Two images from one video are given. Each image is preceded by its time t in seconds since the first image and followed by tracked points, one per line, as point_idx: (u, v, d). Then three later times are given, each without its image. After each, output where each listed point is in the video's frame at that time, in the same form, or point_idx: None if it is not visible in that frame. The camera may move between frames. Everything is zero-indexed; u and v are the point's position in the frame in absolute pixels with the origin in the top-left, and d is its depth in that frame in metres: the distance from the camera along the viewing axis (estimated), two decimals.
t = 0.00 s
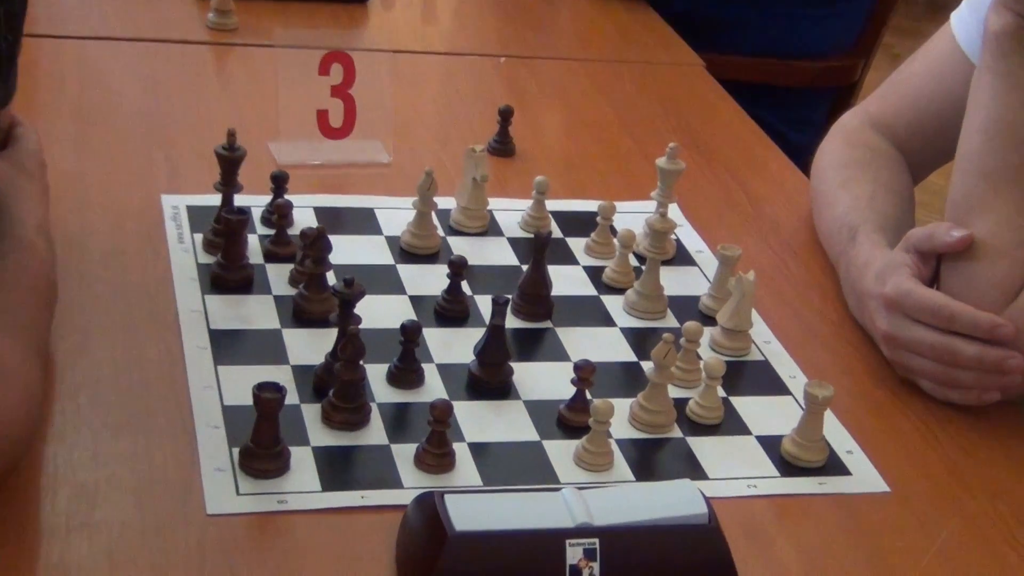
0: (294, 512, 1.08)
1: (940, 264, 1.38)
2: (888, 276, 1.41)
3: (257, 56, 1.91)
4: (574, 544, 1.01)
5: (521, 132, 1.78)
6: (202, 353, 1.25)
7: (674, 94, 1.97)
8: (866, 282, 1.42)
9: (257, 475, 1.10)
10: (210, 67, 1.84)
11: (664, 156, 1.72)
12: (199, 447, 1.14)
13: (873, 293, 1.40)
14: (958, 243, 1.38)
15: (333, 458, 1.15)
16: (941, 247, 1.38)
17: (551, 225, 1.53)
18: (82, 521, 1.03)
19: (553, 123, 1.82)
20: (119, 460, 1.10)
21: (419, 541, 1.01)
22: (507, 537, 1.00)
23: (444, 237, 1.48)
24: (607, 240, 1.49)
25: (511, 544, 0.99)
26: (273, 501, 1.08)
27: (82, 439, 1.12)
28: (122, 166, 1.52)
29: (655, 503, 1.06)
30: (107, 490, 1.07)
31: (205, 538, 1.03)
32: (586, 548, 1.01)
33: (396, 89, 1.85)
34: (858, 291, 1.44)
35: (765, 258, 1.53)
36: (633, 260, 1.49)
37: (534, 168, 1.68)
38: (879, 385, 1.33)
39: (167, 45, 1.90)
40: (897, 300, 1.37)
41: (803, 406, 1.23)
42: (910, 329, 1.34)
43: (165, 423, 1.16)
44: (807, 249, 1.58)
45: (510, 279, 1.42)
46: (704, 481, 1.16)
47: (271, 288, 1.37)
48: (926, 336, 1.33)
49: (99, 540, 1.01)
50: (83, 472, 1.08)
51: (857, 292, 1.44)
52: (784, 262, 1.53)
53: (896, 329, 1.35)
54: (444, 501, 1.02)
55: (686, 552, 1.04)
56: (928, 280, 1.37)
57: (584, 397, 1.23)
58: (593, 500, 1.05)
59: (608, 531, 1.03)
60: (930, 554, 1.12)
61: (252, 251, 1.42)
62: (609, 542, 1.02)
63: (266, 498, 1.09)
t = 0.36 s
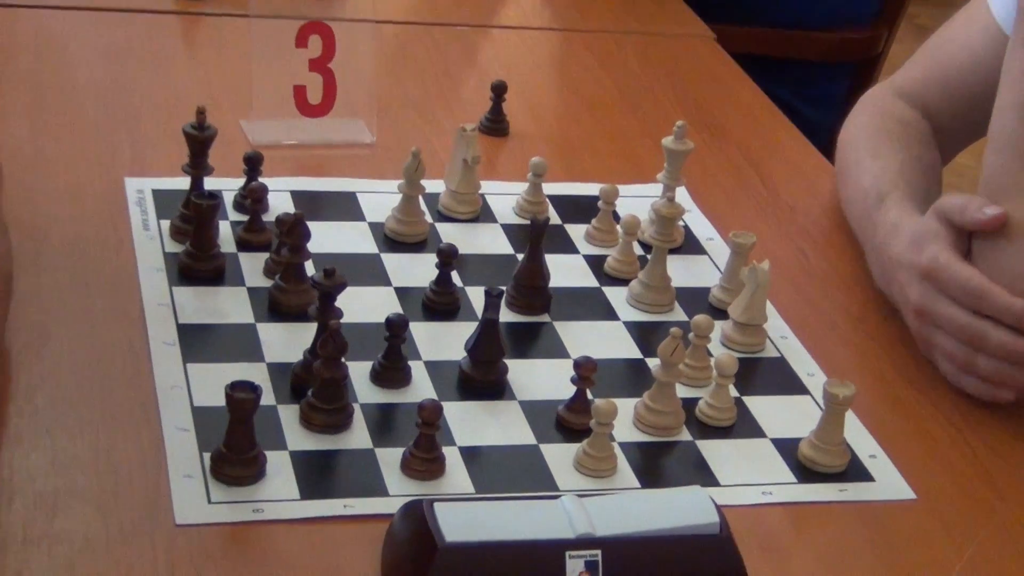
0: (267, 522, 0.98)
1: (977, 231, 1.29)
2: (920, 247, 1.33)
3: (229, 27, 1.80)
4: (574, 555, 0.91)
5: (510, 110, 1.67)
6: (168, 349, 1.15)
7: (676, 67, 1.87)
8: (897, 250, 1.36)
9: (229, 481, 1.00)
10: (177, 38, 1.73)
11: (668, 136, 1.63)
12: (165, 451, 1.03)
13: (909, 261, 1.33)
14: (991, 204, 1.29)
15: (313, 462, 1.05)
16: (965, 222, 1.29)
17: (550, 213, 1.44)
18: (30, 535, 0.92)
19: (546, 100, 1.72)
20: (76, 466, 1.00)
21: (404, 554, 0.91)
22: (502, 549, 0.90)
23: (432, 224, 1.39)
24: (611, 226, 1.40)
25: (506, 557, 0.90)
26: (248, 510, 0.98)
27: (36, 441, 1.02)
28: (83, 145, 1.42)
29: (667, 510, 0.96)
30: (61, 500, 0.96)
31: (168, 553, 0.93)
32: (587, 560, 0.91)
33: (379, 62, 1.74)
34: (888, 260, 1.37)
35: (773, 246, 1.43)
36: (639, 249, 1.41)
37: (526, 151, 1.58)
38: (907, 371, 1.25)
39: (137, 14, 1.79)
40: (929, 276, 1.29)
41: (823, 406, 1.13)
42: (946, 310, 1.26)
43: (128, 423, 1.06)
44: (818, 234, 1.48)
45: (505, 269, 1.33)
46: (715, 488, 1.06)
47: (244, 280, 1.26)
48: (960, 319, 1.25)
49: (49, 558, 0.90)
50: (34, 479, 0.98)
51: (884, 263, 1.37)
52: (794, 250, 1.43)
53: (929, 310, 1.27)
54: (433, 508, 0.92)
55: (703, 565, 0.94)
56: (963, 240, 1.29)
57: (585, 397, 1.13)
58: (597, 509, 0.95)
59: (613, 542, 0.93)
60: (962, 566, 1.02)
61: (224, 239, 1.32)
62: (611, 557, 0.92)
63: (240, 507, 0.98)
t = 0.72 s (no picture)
0: (254, 522, 0.92)
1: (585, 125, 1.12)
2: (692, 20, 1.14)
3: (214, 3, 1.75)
4: (576, 554, 0.85)
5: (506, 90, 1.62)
6: (152, 342, 1.09)
7: (676, 44, 1.81)
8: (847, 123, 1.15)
9: (216, 478, 0.95)
10: (161, 17, 1.67)
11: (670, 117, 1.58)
12: (149, 447, 0.98)
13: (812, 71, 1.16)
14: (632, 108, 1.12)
15: (303, 457, 0.99)
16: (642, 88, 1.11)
17: (549, 197, 1.39)
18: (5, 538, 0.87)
19: (543, 80, 1.66)
20: (54, 463, 0.95)
21: (398, 554, 0.85)
22: (500, 547, 0.83)
23: (427, 210, 1.34)
24: (612, 211, 1.36)
25: (504, 555, 0.83)
26: (235, 508, 0.93)
27: (12, 438, 0.96)
28: (62, 127, 1.36)
29: (676, 505, 0.89)
30: (38, 499, 0.91)
31: (150, 556, 0.87)
32: (591, 560, 0.85)
33: (371, 40, 1.69)
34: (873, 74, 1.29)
35: (780, 231, 1.39)
36: (642, 234, 1.37)
37: (522, 134, 1.52)
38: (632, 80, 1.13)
39: None
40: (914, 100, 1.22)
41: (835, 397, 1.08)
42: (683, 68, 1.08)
43: (108, 416, 1.01)
44: (826, 219, 1.43)
45: (501, 255, 1.28)
46: (724, 484, 1.01)
47: (231, 268, 1.21)
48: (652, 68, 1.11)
49: (24, 562, 0.85)
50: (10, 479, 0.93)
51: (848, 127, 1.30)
52: (801, 237, 1.39)
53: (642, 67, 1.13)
54: (428, 505, 0.86)
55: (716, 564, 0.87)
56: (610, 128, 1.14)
57: (587, 390, 1.08)
58: (602, 506, 0.89)
59: (619, 540, 0.86)
60: (986, 560, 0.97)
61: (210, 225, 1.27)
62: (617, 553, 0.86)
63: (227, 505, 0.93)
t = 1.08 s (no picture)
0: (259, 514, 0.93)
1: (457, 92, 0.54)
2: None
3: None
4: (579, 546, 0.85)
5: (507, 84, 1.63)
6: (155, 335, 1.10)
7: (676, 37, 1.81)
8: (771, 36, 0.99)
9: (220, 471, 0.95)
10: (163, 11, 1.68)
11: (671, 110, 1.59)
12: (152, 440, 0.98)
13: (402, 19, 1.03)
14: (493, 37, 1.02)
15: (306, 450, 1.00)
16: (472, 70, 0.53)
17: (550, 190, 1.40)
18: (11, 531, 0.87)
19: (543, 73, 1.66)
20: (58, 457, 0.95)
21: (400, 547, 0.85)
22: (503, 540, 0.83)
23: (428, 204, 1.34)
24: (613, 204, 1.36)
25: (506, 548, 0.83)
26: (239, 501, 0.93)
27: (16, 432, 0.97)
28: (64, 122, 1.37)
29: (679, 500, 0.90)
30: (43, 492, 0.92)
31: (155, 547, 0.88)
32: (593, 551, 0.85)
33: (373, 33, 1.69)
34: None
35: (780, 224, 1.39)
36: (643, 227, 1.37)
37: (523, 128, 1.52)
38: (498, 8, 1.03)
39: None
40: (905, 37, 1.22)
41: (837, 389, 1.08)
42: None
43: (111, 409, 1.01)
44: (827, 211, 1.43)
45: (502, 249, 1.29)
46: (725, 476, 1.01)
47: (234, 262, 1.22)
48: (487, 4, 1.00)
49: (30, 555, 0.86)
50: (15, 472, 0.93)
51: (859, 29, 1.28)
52: (803, 229, 1.39)
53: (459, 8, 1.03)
54: (431, 498, 0.86)
55: (716, 557, 0.87)
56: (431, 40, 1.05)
57: (588, 382, 1.08)
58: (604, 499, 0.89)
59: (621, 533, 0.86)
60: (987, 552, 0.97)
61: (213, 219, 1.28)
62: (620, 545, 0.86)
63: (231, 498, 0.93)
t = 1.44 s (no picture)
0: (261, 511, 0.93)
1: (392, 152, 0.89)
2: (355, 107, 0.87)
3: None
4: (580, 544, 0.85)
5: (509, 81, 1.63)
6: (157, 332, 1.10)
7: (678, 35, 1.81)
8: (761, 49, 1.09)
9: (222, 468, 0.95)
10: (166, 8, 1.68)
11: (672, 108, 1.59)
12: (154, 437, 0.98)
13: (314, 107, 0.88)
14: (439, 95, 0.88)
15: (308, 448, 1.00)
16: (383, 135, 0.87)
17: (552, 188, 1.40)
18: (15, 528, 0.88)
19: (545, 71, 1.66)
20: (61, 454, 0.95)
21: (402, 544, 0.85)
22: (505, 538, 0.84)
23: (430, 201, 1.34)
24: (615, 202, 1.37)
25: (508, 546, 0.83)
26: (241, 498, 0.93)
27: (20, 429, 0.97)
28: (66, 118, 1.37)
29: (680, 498, 0.90)
30: (47, 489, 0.92)
31: (158, 545, 0.88)
32: (594, 549, 0.85)
33: (375, 31, 1.69)
34: None
35: (782, 223, 1.39)
36: (645, 225, 1.38)
37: (524, 125, 1.53)
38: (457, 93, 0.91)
39: None
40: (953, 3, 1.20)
41: (838, 388, 1.08)
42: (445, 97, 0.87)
43: (113, 407, 1.01)
44: (828, 209, 1.43)
45: (504, 248, 1.29)
46: (726, 473, 1.01)
47: (236, 259, 1.22)
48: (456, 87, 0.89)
49: (34, 552, 0.86)
50: (18, 468, 0.93)
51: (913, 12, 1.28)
52: (804, 227, 1.39)
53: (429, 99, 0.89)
54: (434, 496, 0.86)
55: (716, 556, 0.87)
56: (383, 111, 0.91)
57: (590, 380, 1.09)
58: (605, 497, 0.89)
59: (622, 531, 0.87)
60: (986, 550, 0.97)
61: (214, 216, 1.28)
62: (621, 542, 0.86)
63: (234, 494, 0.94)
